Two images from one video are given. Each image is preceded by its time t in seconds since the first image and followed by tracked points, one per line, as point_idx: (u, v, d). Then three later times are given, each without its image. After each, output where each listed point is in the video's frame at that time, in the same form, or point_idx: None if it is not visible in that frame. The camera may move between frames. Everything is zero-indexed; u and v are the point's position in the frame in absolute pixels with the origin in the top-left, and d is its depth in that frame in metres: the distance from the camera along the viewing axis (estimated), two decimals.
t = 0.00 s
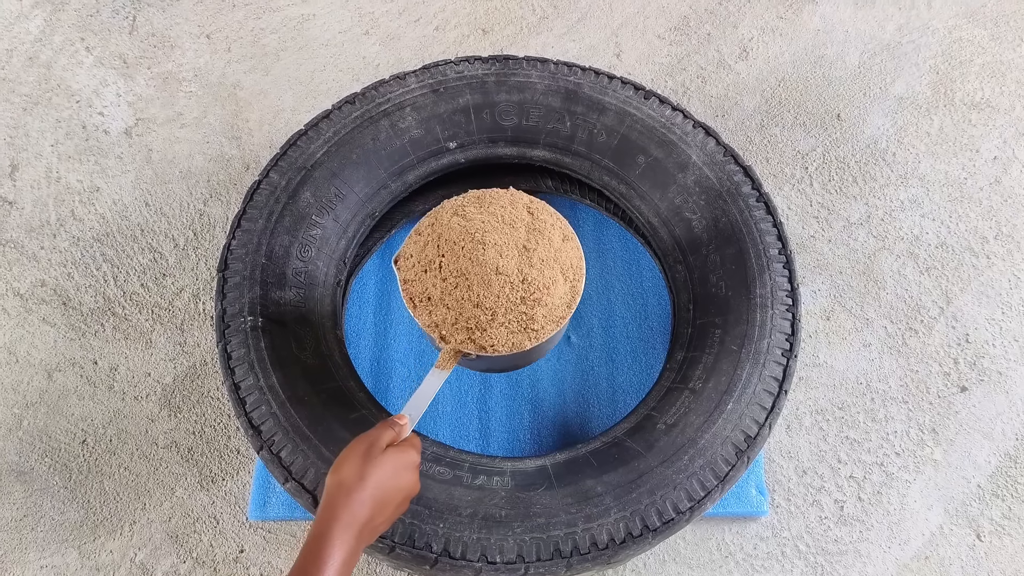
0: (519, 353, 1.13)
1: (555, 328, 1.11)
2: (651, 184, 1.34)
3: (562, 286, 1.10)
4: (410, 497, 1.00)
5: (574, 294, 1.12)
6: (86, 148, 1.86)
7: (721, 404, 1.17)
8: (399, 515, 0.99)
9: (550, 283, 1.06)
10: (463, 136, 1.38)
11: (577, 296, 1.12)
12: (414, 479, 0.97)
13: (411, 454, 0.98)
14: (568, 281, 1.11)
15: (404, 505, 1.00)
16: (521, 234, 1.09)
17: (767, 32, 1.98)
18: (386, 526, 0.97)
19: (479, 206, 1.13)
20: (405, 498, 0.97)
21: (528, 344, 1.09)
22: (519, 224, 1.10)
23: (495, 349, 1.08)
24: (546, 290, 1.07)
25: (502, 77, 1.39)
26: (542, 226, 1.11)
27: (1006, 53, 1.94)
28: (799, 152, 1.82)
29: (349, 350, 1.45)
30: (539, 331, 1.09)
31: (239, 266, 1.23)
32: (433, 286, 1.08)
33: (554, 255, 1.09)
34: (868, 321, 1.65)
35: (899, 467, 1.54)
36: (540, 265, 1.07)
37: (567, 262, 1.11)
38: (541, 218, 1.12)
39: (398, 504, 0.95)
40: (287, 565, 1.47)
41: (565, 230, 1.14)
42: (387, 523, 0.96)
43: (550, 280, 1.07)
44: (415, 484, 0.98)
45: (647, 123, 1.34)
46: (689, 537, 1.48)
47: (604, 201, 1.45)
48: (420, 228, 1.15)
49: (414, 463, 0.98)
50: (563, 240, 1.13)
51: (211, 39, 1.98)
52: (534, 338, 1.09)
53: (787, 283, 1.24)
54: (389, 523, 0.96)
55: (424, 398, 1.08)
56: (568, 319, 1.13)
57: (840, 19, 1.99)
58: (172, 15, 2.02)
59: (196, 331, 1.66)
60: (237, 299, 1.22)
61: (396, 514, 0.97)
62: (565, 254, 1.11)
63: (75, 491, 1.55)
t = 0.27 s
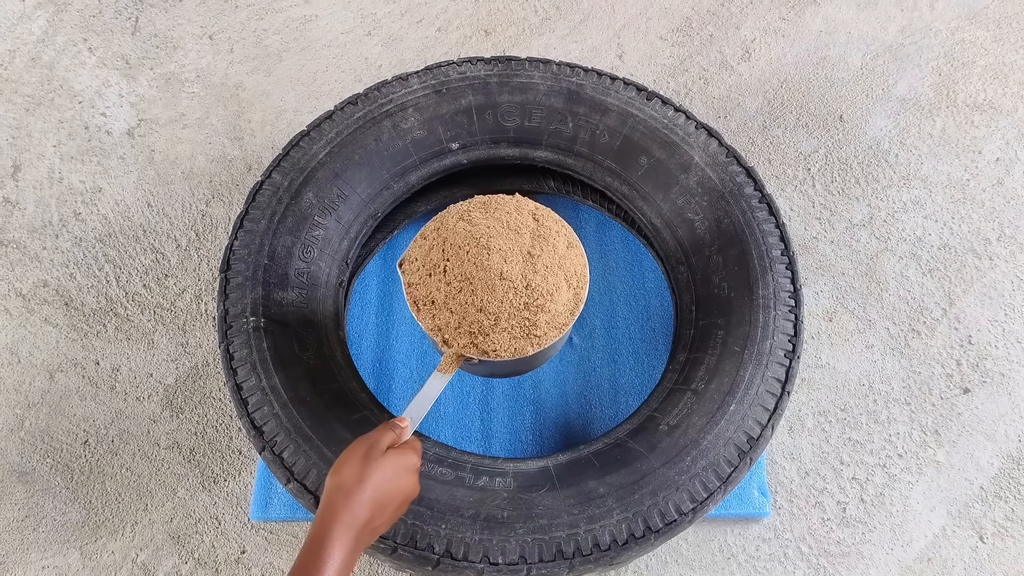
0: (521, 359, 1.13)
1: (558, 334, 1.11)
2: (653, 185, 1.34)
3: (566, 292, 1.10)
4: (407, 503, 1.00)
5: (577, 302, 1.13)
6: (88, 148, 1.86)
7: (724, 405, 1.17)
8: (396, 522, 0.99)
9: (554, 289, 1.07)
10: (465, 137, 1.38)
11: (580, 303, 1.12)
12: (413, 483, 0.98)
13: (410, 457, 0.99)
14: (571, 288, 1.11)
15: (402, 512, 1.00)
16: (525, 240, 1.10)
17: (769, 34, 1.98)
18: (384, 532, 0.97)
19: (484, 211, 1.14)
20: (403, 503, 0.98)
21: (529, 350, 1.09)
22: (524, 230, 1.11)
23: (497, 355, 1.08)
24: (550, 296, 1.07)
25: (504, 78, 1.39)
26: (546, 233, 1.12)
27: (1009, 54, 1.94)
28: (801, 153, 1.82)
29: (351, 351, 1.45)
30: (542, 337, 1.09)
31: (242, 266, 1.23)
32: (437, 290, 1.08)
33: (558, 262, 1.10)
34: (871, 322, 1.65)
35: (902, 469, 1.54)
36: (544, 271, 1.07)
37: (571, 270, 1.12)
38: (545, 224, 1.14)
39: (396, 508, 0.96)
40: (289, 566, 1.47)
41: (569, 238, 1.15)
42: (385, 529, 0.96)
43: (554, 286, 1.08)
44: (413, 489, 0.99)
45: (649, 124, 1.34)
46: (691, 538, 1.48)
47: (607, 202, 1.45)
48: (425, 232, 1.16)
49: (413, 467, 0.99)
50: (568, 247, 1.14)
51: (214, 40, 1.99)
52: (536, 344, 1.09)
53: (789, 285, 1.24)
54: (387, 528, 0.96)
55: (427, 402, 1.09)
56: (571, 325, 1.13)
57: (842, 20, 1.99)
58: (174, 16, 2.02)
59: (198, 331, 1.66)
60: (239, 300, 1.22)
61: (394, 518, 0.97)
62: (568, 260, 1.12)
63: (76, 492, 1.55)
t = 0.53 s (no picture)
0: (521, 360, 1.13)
1: (559, 336, 1.11)
2: (654, 186, 1.33)
3: (567, 293, 1.10)
4: (405, 504, 1.00)
5: (578, 304, 1.12)
6: (88, 148, 1.86)
7: (724, 406, 1.17)
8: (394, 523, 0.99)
9: (555, 289, 1.07)
10: (466, 137, 1.38)
11: (582, 304, 1.12)
12: (411, 483, 0.98)
13: (409, 458, 0.99)
14: (573, 289, 1.11)
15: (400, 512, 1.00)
16: (527, 241, 1.09)
17: (771, 34, 1.98)
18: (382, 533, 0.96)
19: (487, 211, 1.14)
20: (401, 504, 0.98)
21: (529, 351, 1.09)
22: (526, 231, 1.11)
23: (497, 356, 1.08)
24: (551, 297, 1.07)
25: (505, 78, 1.39)
26: (548, 234, 1.12)
27: (1010, 55, 1.93)
28: (802, 154, 1.82)
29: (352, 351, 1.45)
30: (542, 338, 1.09)
31: (242, 266, 1.23)
32: (438, 290, 1.08)
33: (559, 263, 1.09)
34: (872, 323, 1.65)
35: (903, 470, 1.54)
36: (546, 272, 1.07)
37: (572, 271, 1.11)
38: (547, 225, 1.14)
39: (394, 508, 0.96)
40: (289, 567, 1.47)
41: (571, 239, 1.15)
42: (383, 529, 0.96)
43: (555, 287, 1.07)
44: (411, 489, 0.99)
45: (650, 124, 1.34)
46: (691, 539, 1.47)
47: (608, 202, 1.44)
48: (427, 232, 1.16)
49: (411, 467, 0.99)
50: (569, 249, 1.13)
51: (214, 39, 1.99)
52: (536, 345, 1.09)
53: (791, 285, 1.24)
54: (385, 529, 0.96)
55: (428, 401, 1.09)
56: (572, 327, 1.13)
57: (843, 20, 1.99)
58: (175, 15, 2.02)
59: (198, 331, 1.65)
60: (239, 300, 1.21)
61: (392, 519, 0.97)
62: (570, 261, 1.11)
63: (76, 492, 1.55)
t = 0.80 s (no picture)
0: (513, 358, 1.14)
1: (551, 334, 1.11)
2: (654, 186, 1.33)
3: (559, 292, 1.10)
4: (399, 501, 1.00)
5: (570, 303, 1.13)
6: (87, 148, 1.86)
7: (724, 407, 1.16)
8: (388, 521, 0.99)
9: (546, 288, 1.07)
10: (466, 137, 1.37)
11: (574, 302, 1.13)
12: (404, 481, 0.98)
13: (401, 456, 0.98)
14: (565, 288, 1.12)
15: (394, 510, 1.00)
16: (518, 240, 1.09)
17: (771, 33, 1.97)
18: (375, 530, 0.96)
19: (478, 211, 1.14)
20: (394, 502, 0.97)
21: (519, 351, 1.09)
22: (517, 230, 1.10)
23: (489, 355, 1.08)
24: (543, 296, 1.07)
25: (505, 78, 1.38)
26: (540, 233, 1.11)
27: (1011, 55, 1.93)
28: (803, 154, 1.81)
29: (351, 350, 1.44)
30: (534, 336, 1.09)
31: (241, 266, 1.23)
32: (430, 289, 1.08)
33: (551, 262, 1.09)
34: (872, 324, 1.65)
35: (903, 470, 1.53)
36: (537, 271, 1.07)
37: (564, 269, 1.11)
38: (540, 224, 1.14)
39: (387, 506, 0.96)
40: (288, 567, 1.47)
41: (563, 238, 1.16)
42: (376, 526, 0.96)
43: (546, 286, 1.07)
44: (404, 487, 0.98)
45: (650, 124, 1.34)
46: (691, 540, 1.47)
47: (608, 202, 1.44)
48: (420, 232, 1.15)
49: (404, 466, 0.98)
50: (561, 247, 1.13)
51: (214, 39, 1.98)
52: (527, 345, 1.10)
53: (791, 286, 1.24)
54: (378, 526, 0.96)
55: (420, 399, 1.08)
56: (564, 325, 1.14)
57: (844, 20, 1.99)
58: (174, 14, 2.01)
59: (197, 331, 1.65)
60: (238, 300, 1.21)
61: (385, 516, 0.97)
62: (561, 261, 1.11)
63: (75, 492, 1.55)
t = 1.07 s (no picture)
0: (508, 360, 1.13)
1: (545, 336, 1.11)
2: (653, 186, 1.33)
3: (554, 294, 1.10)
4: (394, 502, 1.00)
5: (564, 304, 1.13)
6: (87, 148, 1.86)
7: (724, 407, 1.16)
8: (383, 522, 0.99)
9: (541, 290, 1.06)
10: (465, 137, 1.37)
11: (568, 304, 1.12)
12: (399, 482, 0.98)
13: (397, 457, 0.99)
14: (559, 290, 1.11)
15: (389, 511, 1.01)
16: (513, 243, 1.09)
17: (771, 33, 1.97)
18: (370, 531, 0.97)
19: (473, 213, 1.14)
20: (389, 503, 0.98)
21: (514, 353, 1.09)
22: (512, 232, 1.11)
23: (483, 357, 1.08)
24: (538, 297, 1.07)
25: (504, 78, 1.38)
26: (535, 235, 1.12)
27: (1010, 55, 1.93)
28: (802, 154, 1.81)
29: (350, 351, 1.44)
30: (529, 339, 1.09)
31: (241, 267, 1.23)
32: (424, 292, 1.08)
33: (545, 264, 1.09)
34: (871, 324, 1.65)
35: (902, 470, 1.53)
36: (532, 273, 1.07)
37: (558, 271, 1.12)
38: (534, 227, 1.14)
39: (382, 507, 0.96)
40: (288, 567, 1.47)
41: (558, 240, 1.16)
42: (371, 527, 0.96)
43: (541, 288, 1.07)
44: (400, 488, 0.99)
45: (650, 124, 1.34)
46: (690, 540, 1.47)
47: (607, 203, 1.44)
48: (415, 234, 1.16)
49: (399, 468, 0.99)
50: (556, 249, 1.14)
51: (214, 39, 1.98)
52: (521, 347, 1.09)
53: (790, 286, 1.24)
54: (373, 527, 0.96)
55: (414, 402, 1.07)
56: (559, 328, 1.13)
57: (843, 20, 1.99)
58: (174, 14, 2.01)
59: (197, 332, 1.65)
60: (238, 301, 1.21)
61: (380, 517, 0.97)
62: (555, 263, 1.11)
63: (75, 492, 1.55)
